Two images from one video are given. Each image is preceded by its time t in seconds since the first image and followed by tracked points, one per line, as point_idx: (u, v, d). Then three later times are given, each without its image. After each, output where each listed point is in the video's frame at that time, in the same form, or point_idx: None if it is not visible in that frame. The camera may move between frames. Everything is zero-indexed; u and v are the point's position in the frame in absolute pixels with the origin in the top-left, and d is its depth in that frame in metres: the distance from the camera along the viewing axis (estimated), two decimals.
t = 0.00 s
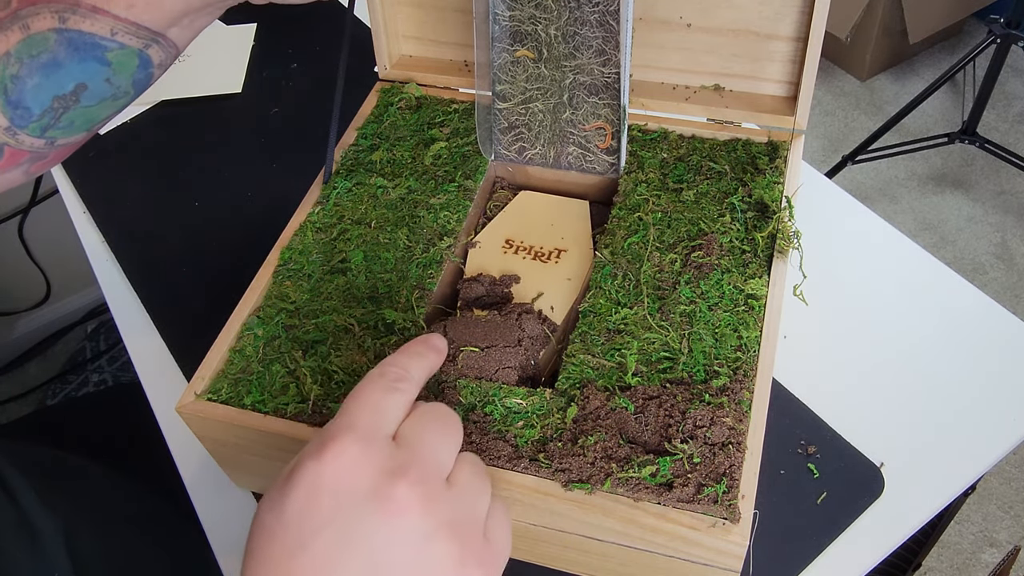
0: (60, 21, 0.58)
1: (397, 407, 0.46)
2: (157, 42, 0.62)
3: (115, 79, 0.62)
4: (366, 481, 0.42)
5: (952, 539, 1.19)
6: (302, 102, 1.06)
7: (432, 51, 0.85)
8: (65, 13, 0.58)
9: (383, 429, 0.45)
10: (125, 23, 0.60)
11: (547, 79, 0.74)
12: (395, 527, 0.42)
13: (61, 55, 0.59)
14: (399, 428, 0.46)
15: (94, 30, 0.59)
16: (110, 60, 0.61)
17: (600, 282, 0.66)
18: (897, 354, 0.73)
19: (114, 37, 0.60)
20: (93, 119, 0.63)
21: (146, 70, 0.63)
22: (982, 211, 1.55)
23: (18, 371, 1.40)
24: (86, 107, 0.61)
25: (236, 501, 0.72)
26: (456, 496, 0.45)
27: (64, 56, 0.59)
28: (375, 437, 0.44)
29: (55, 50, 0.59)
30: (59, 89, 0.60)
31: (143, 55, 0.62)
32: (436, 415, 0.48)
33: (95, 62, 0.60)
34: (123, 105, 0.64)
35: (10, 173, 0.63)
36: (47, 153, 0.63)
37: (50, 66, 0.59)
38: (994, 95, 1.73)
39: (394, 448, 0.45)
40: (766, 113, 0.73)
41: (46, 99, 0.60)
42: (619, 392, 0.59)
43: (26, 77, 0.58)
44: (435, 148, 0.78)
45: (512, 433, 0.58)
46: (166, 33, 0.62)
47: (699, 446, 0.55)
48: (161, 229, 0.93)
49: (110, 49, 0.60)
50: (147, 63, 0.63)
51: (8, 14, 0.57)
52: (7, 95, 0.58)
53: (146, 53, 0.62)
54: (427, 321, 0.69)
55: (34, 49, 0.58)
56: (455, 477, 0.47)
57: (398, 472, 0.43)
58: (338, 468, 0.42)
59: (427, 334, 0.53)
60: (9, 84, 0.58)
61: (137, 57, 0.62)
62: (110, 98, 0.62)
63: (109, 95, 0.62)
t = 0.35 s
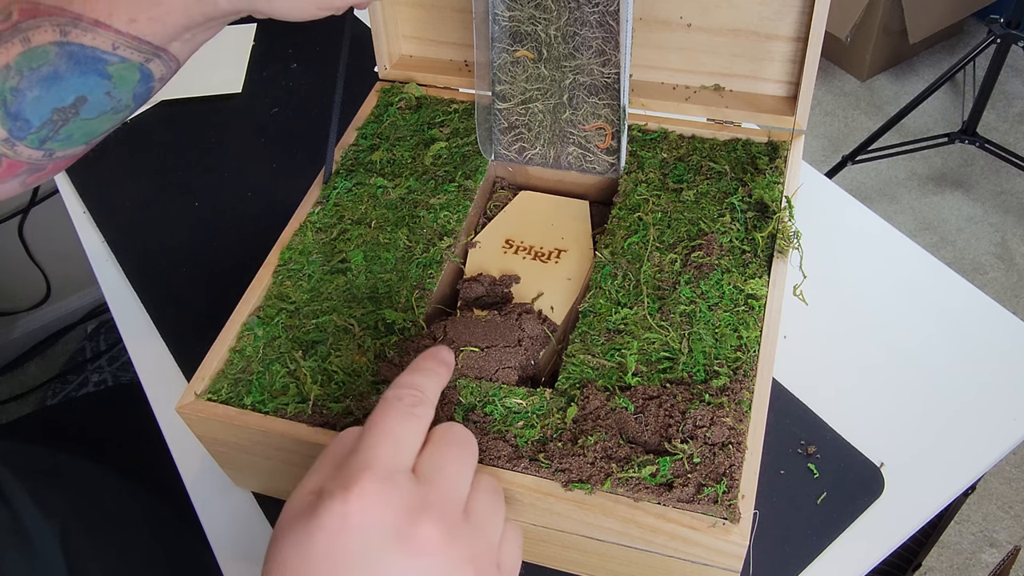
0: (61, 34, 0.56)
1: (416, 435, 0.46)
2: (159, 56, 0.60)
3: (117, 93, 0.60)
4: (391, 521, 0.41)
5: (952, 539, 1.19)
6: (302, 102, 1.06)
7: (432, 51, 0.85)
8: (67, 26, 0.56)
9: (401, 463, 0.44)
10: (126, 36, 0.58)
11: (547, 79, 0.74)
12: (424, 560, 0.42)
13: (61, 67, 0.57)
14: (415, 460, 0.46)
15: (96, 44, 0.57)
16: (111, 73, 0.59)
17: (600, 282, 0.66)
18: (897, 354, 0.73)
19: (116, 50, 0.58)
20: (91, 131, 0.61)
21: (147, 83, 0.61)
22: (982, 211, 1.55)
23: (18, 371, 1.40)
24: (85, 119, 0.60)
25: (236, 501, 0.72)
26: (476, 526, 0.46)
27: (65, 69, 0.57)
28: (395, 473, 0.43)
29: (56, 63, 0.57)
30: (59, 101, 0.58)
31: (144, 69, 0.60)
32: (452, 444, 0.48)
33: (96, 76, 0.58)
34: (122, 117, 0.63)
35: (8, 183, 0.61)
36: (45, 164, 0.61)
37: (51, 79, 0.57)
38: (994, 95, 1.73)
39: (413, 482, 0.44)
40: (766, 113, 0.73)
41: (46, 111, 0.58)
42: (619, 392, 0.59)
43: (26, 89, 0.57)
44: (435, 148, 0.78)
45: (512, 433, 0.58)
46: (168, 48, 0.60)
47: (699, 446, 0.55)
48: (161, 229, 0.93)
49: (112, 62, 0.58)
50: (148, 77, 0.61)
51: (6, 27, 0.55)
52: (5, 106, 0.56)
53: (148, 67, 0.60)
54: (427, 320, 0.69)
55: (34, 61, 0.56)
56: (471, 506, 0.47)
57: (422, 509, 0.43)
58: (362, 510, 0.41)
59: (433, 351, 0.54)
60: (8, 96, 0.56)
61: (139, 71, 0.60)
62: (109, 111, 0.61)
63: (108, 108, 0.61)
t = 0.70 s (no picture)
0: (59, 25, 0.56)
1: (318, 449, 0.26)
2: (156, 50, 0.61)
3: (113, 87, 0.61)
4: None
5: (952, 539, 1.19)
6: (302, 102, 1.06)
7: (432, 51, 0.85)
8: (65, 18, 0.56)
9: (299, 491, 0.25)
10: (124, 27, 0.58)
11: (547, 79, 0.74)
12: None
13: (60, 59, 0.57)
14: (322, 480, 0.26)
15: (94, 35, 0.57)
16: (108, 66, 0.59)
17: (600, 282, 0.66)
18: (897, 354, 0.73)
19: (113, 42, 0.59)
20: (88, 128, 0.62)
21: (143, 78, 0.62)
22: (982, 211, 1.55)
23: (18, 371, 1.41)
24: (83, 114, 0.60)
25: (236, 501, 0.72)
26: None
27: (63, 60, 0.57)
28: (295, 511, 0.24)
29: (54, 55, 0.57)
30: (57, 95, 0.58)
31: (141, 62, 0.61)
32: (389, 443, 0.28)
33: (94, 69, 0.59)
34: (118, 114, 0.63)
35: (4, 180, 0.61)
36: (43, 162, 0.61)
37: (49, 71, 0.57)
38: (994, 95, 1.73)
39: (316, 522, 0.25)
40: (766, 113, 0.73)
41: (44, 105, 0.58)
42: (619, 391, 0.59)
43: (24, 82, 0.56)
44: (435, 149, 0.78)
45: (512, 433, 0.58)
46: (166, 41, 0.61)
47: (699, 446, 0.55)
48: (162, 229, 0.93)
49: (109, 55, 0.59)
50: (145, 71, 0.62)
51: (4, 19, 0.54)
52: (4, 100, 0.56)
53: (145, 60, 0.61)
54: (427, 320, 0.69)
55: (33, 54, 0.56)
56: (412, 540, 0.28)
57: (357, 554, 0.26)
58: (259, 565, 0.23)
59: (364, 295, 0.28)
60: (8, 90, 0.56)
61: (135, 64, 0.61)
62: (107, 106, 0.61)
63: (105, 103, 0.61)
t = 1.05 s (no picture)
0: (66, 45, 0.53)
1: (443, 457, 0.46)
2: (162, 71, 0.56)
3: (119, 108, 0.56)
4: (429, 552, 0.42)
5: (952, 539, 1.19)
6: (302, 102, 1.06)
7: (432, 51, 0.85)
8: (72, 37, 0.52)
9: (435, 485, 0.45)
10: (129, 46, 0.54)
11: (546, 80, 0.74)
12: None
13: (66, 78, 0.54)
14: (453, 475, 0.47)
15: (98, 54, 0.54)
16: (114, 85, 0.55)
17: (600, 282, 0.66)
18: (897, 355, 0.73)
19: (119, 61, 0.54)
20: (97, 148, 0.58)
21: (151, 99, 0.57)
22: (982, 211, 1.55)
23: (18, 371, 1.41)
24: (89, 134, 0.57)
25: (236, 500, 0.72)
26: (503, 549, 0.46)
27: (70, 79, 0.54)
28: (430, 500, 0.44)
29: (61, 74, 0.54)
30: (63, 114, 0.55)
31: (148, 83, 0.56)
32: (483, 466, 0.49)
33: (100, 88, 0.55)
34: (129, 135, 0.59)
35: (8, 198, 0.59)
36: (48, 180, 0.59)
37: (55, 90, 0.54)
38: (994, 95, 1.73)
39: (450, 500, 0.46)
40: (766, 113, 0.73)
41: (50, 124, 0.55)
42: (619, 391, 0.59)
43: (31, 101, 0.54)
44: (435, 148, 0.78)
45: (512, 433, 0.58)
46: (171, 62, 0.56)
47: (699, 446, 0.55)
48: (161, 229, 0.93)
49: (114, 74, 0.55)
50: (151, 92, 0.57)
51: (12, 38, 0.52)
52: (11, 118, 0.54)
53: (151, 81, 0.56)
54: (427, 320, 0.69)
55: (40, 73, 0.53)
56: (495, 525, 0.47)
57: (458, 539, 0.43)
58: (400, 537, 0.41)
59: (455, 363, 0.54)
60: (13, 108, 0.54)
61: (141, 84, 0.56)
62: (112, 128, 0.57)
63: (114, 125, 0.57)
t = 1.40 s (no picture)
0: (89, 70, 0.55)
1: (488, 414, 0.39)
2: (185, 92, 0.58)
3: (145, 130, 0.58)
4: (462, 511, 0.37)
5: (952, 539, 1.19)
6: (302, 102, 1.06)
7: (432, 51, 0.85)
8: (94, 63, 0.55)
9: (476, 441, 0.39)
10: (150, 71, 0.56)
11: (546, 84, 0.73)
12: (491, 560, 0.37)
13: (91, 102, 0.56)
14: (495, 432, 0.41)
15: (120, 78, 0.56)
16: (138, 108, 0.57)
17: (600, 282, 0.65)
18: (898, 355, 0.73)
19: (140, 85, 0.57)
20: (126, 169, 0.60)
21: (176, 121, 0.59)
22: (982, 211, 1.55)
23: (18, 371, 1.41)
24: (117, 155, 0.59)
25: (236, 500, 0.72)
26: (545, 516, 0.42)
27: (94, 104, 0.56)
28: (465, 460, 0.38)
29: (85, 98, 0.56)
30: (90, 136, 0.57)
31: (171, 105, 0.58)
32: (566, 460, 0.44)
33: (124, 111, 0.57)
34: (156, 157, 0.61)
35: (42, 218, 0.61)
36: (79, 201, 0.61)
37: (81, 114, 0.56)
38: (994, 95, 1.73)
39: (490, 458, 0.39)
40: (766, 113, 0.73)
41: (78, 146, 0.57)
42: (619, 391, 0.59)
43: (59, 125, 0.56)
44: (435, 149, 0.78)
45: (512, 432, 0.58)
46: (193, 84, 0.58)
47: (699, 446, 0.55)
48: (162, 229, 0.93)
49: (137, 98, 0.57)
50: (175, 114, 0.59)
51: (40, 65, 0.55)
52: (40, 141, 0.56)
53: (174, 104, 0.58)
54: (429, 321, 0.68)
55: (66, 97, 0.56)
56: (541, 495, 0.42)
57: (495, 500, 0.38)
58: (434, 493, 0.36)
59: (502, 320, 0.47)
60: (43, 132, 0.56)
61: (165, 106, 0.58)
62: (140, 149, 0.59)
63: (140, 147, 0.59)
